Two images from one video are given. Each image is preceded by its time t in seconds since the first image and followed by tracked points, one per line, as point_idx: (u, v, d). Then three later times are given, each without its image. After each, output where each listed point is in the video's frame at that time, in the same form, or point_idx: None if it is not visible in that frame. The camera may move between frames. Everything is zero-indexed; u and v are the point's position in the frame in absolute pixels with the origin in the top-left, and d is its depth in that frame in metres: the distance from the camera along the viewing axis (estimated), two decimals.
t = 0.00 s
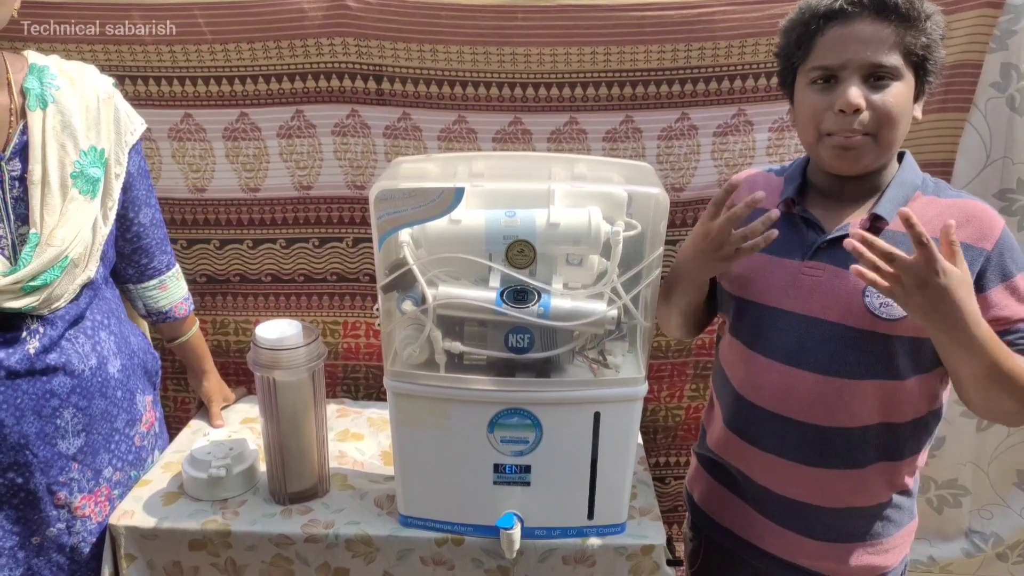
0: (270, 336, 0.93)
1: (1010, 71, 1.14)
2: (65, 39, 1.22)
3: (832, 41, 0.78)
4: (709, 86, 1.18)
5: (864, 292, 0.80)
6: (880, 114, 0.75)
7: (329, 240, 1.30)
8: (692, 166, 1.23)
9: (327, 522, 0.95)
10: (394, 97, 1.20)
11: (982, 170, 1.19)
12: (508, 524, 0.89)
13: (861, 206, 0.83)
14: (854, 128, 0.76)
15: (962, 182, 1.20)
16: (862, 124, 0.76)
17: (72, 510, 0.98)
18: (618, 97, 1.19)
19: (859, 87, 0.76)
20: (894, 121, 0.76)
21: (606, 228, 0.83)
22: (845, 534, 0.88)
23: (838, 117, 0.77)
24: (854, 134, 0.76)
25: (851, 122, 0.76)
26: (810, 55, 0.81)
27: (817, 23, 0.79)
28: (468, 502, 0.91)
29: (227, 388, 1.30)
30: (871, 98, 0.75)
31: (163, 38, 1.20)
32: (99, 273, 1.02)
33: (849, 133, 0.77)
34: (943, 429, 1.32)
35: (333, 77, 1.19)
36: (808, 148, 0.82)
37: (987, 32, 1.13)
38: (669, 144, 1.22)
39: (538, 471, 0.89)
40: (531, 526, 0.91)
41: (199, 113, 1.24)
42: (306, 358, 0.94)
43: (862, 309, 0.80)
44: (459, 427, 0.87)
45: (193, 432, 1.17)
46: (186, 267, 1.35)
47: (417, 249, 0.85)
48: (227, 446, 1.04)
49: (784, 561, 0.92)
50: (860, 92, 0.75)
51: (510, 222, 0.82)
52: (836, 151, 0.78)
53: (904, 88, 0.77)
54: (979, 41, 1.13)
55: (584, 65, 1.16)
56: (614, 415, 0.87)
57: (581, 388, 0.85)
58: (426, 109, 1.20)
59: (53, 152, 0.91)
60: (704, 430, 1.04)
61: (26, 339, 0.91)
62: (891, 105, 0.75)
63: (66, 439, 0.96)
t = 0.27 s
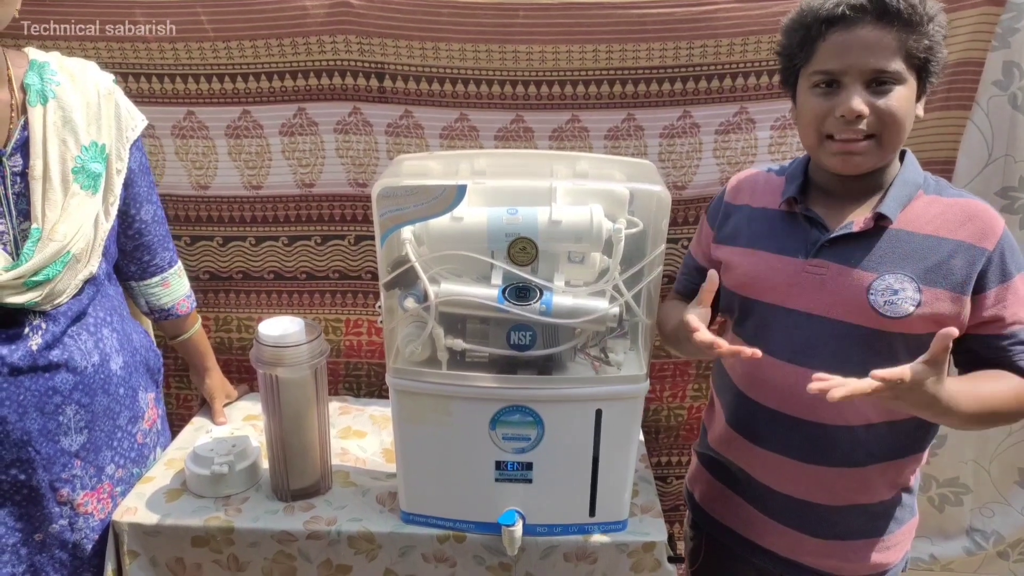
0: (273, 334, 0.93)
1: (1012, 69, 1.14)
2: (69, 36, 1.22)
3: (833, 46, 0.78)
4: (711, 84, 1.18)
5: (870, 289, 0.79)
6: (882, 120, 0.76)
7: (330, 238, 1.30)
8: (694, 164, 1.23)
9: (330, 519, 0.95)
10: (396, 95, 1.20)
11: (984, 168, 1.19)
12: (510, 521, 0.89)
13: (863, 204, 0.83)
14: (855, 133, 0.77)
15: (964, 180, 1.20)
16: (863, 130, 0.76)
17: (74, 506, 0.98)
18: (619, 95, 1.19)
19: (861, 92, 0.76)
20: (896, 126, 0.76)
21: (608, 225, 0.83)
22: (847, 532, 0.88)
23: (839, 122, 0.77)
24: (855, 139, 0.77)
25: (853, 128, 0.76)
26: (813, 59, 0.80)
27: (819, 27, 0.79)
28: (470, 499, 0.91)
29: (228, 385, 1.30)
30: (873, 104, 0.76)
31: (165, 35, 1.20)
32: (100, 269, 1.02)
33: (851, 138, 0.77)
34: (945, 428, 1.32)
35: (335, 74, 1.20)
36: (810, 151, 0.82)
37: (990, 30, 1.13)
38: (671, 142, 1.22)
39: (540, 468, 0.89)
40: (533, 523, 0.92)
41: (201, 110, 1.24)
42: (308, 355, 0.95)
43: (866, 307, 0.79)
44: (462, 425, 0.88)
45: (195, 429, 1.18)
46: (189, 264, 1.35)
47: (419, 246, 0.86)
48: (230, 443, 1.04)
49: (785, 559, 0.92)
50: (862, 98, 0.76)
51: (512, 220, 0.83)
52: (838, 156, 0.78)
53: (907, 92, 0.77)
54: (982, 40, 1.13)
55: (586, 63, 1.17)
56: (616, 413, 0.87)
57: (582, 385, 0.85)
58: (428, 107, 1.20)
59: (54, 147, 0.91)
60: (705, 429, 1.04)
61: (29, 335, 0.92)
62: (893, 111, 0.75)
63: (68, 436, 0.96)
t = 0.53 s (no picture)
0: (274, 333, 0.94)
1: (1013, 69, 1.14)
2: (71, 36, 1.22)
3: (825, 51, 0.78)
4: (712, 84, 1.18)
5: (870, 289, 0.79)
6: (873, 125, 0.76)
7: (332, 238, 1.30)
8: (695, 164, 1.23)
9: (331, 518, 0.95)
10: (398, 95, 1.20)
11: (985, 168, 1.19)
12: (511, 520, 0.90)
13: (863, 204, 0.83)
14: (846, 139, 0.77)
15: (965, 180, 1.20)
16: (854, 136, 0.77)
17: (77, 505, 0.98)
18: (621, 95, 1.19)
19: (853, 98, 0.77)
20: (887, 131, 0.76)
21: (609, 225, 0.83)
22: (848, 531, 0.88)
23: (831, 128, 0.78)
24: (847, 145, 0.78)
25: (844, 134, 0.77)
26: (807, 62, 0.81)
27: (813, 32, 0.80)
28: (471, 498, 0.91)
29: (230, 384, 1.30)
30: (864, 109, 0.76)
31: (167, 35, 1.21)
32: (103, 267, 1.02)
33: (843, 144, 0.78)
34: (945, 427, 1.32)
35: (336, 74, 1.20)
36: (805, 155, 0.83)
37: (990, 30, 1.13)
38: (672, 142, 1.22)
39: (541, 467, 0.89)
40: (534, 523, 0.92)
41: (203, 110, 1.24)
42: (310, 354, 0.95)
43: (866, 308, 0.80)
44: (463, 424, 0.88)
45: (197, 428, 1.18)
46: (191, 264, 1.35)
47: (420, 246, 0.86)
48: (231, 443, 1.05)
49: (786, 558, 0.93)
50: (853, 105, 0.76)
51: (513, 219, 0.83)
52: (830, 162, 0.79)
53: (900, 97, 0.77)
54: (982, 40, 1.13)
55: (587, 63, 1.17)
56: (617, 412, 0.87)
57: (583, 384, 0.85)
58: (429, 107, 1.21)
59: (57, 143, 0.92)
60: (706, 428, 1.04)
61: (33, 332, 0.92)
62: (884, 116, 0.76)
63: (72, 435, 0.96)
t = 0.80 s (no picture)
0: (273, 330, 0.94)
1: (1012, 67, 1.14)
2: (70, 34, 1.22)
3: (792, 80, 0.77)
4: (711, 81, 1.18)
5: (867, 292, 0.79)
6: (838, 156, 0.75)
7: (331, 235, 1.30)
8: (694, 162, 1.23)
9: (330, 515, 0.96)
10: (397, 92, 1.20)
11: (984, 166, 1.19)
12: (510, 517, 0.90)
13: (863, 204, 0.83)
14: (815, 168, 0.78)
15: (964, 178, 1.20)
16: (820, 166, 0.77)
17: (78, 502, 0.98)
18: (620, 93, 1.19)
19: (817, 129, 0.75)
20: (855, 159, 0.75)
21: (608, 222, 0.83)
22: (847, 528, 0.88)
23: (799, 157, 0.78)
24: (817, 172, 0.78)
25: (811, 164, 0.77)
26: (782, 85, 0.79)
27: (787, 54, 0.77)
28: (471, 496, 0.91)
29: (229, 382, 1.30)
30: (828, 140, 0.75)
31: (167, 32, 1.20)
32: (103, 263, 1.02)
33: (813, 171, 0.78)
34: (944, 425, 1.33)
35: (336, 72, 1.20)
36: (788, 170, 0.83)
37: (989, 28, 1.13)
38: (671, 140, 1.22)
39: (540, 464, 0.89)
40: (533, 520, 0.92)
41: (202, 108, 1.24)
42: (309, 352, 0.95)
43: (863, 310, 0.79)
44: (462, 422, 0.88)
45: (196, 426, 1.18)
46: (190, 262, 1.35)
47: (419, 243, 0.85)
48: (230, 440, 1.05)
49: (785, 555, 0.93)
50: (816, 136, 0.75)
51: (513, 217, 0.83)
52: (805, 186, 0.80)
53: (878, 114, 0.74)
54: (981, 38, 1.13)
55: (586, 61, 1.17)
56: (616, 409, 0.87)
57: (582, 381, 0.85)
58: (428, 104, 1.21)
59: (58, 137, 0.91)
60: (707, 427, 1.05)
61: (35, 327, 0.92)
62: (848, 147, 0.75)
63: (74, 431, 0.96)
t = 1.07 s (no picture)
0: (272, 329, 0.94)
1: (1011, 67, 1.14)
2: (70, 32, 1.22)
3: (781, 97, 0.76)
4: (710, 81, 1.18)
5: (830, 300, 0.81)
6: (820, 175, 0.76)
7: (331, 233, 1.30)
8: (693, 161, 1.23)
9: (329, 513, 0.96)
10: (396, 91, 1.20)
11: (983, 166, 1.19)
12: (509, 515, 0.90)
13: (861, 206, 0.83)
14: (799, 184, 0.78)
15: (962, 177, 1.20)
16: (803, 183, 0.77)
17: (79, 499, 0.98)
18: (619, 92, 1.19)
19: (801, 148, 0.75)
20: (838, 178, 0.75)
21: (608, 222, 0.83)
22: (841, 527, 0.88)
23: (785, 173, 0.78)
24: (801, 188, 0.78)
25: (795, 180, 0.78)
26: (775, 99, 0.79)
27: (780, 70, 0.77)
28: (470, 494, 0.91)
29: (229, 380, 1.30)
30: (811, 160, 0.75)
31: (167, 31, 1.20)
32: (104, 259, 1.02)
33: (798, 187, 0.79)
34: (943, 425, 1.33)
35: (336, 71, 1.20)
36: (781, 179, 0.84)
37: (989, 27, 1.13)
38: (670, 139, 1.22)
39: (539, 463, 0.89)
40: (532, 518, 0.92)
41: (202, 106, 1.24)
42: (308, 351, 0.95)
43: (826, 317, 0.82)
44: (461, 420, 0.88)
45: (196, 424, 1.18)
46: (190, 260, 1.35)
47: (418, 242, 0.86)
48: (230, 438, 1.05)
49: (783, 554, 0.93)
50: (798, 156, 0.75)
51: (511, 216, 0.83)
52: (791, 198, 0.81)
53: (863, 140, 0.73)
54: (981, 37, 1.13)
55: (586, 59, 1.17)
56: (614, 408, 0.87)
57: (581, 380, 0.86)
58: (427, 103, 1.21)
59: (59, 133, 0.92)
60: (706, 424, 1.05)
61: (36, 324, 0.92)
62: (831, 167, 0.75)
63: (75, 428, 0.97)
